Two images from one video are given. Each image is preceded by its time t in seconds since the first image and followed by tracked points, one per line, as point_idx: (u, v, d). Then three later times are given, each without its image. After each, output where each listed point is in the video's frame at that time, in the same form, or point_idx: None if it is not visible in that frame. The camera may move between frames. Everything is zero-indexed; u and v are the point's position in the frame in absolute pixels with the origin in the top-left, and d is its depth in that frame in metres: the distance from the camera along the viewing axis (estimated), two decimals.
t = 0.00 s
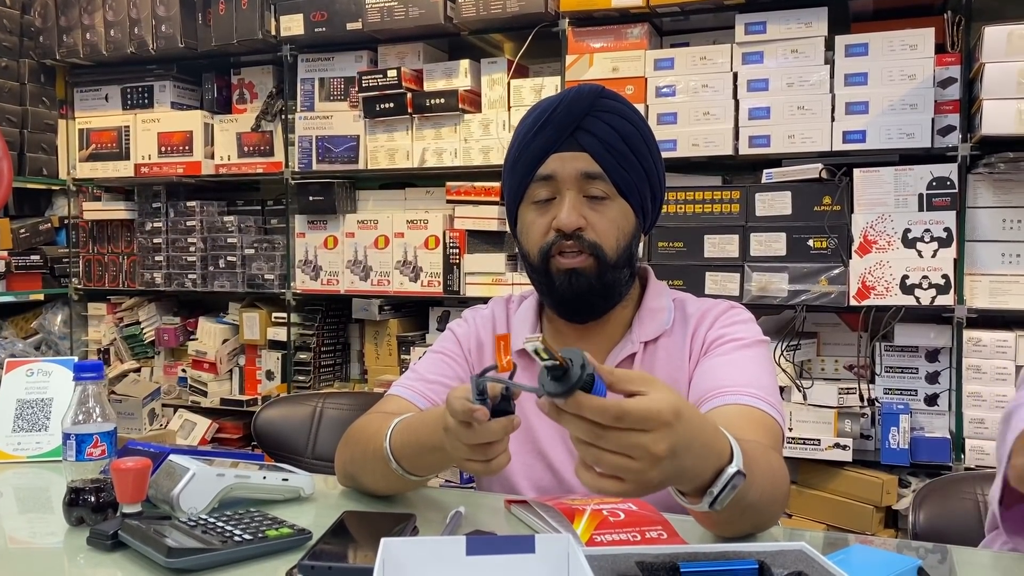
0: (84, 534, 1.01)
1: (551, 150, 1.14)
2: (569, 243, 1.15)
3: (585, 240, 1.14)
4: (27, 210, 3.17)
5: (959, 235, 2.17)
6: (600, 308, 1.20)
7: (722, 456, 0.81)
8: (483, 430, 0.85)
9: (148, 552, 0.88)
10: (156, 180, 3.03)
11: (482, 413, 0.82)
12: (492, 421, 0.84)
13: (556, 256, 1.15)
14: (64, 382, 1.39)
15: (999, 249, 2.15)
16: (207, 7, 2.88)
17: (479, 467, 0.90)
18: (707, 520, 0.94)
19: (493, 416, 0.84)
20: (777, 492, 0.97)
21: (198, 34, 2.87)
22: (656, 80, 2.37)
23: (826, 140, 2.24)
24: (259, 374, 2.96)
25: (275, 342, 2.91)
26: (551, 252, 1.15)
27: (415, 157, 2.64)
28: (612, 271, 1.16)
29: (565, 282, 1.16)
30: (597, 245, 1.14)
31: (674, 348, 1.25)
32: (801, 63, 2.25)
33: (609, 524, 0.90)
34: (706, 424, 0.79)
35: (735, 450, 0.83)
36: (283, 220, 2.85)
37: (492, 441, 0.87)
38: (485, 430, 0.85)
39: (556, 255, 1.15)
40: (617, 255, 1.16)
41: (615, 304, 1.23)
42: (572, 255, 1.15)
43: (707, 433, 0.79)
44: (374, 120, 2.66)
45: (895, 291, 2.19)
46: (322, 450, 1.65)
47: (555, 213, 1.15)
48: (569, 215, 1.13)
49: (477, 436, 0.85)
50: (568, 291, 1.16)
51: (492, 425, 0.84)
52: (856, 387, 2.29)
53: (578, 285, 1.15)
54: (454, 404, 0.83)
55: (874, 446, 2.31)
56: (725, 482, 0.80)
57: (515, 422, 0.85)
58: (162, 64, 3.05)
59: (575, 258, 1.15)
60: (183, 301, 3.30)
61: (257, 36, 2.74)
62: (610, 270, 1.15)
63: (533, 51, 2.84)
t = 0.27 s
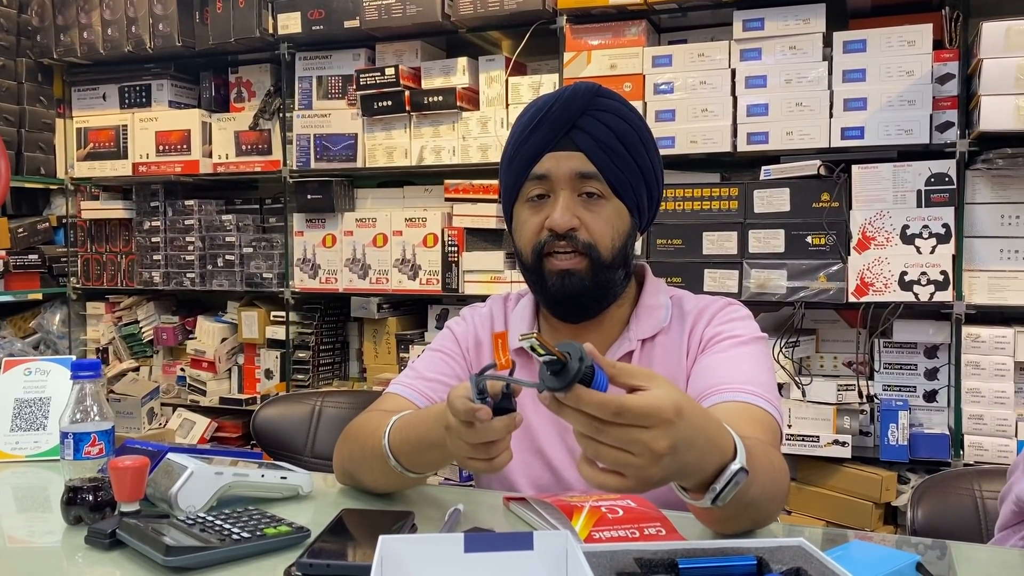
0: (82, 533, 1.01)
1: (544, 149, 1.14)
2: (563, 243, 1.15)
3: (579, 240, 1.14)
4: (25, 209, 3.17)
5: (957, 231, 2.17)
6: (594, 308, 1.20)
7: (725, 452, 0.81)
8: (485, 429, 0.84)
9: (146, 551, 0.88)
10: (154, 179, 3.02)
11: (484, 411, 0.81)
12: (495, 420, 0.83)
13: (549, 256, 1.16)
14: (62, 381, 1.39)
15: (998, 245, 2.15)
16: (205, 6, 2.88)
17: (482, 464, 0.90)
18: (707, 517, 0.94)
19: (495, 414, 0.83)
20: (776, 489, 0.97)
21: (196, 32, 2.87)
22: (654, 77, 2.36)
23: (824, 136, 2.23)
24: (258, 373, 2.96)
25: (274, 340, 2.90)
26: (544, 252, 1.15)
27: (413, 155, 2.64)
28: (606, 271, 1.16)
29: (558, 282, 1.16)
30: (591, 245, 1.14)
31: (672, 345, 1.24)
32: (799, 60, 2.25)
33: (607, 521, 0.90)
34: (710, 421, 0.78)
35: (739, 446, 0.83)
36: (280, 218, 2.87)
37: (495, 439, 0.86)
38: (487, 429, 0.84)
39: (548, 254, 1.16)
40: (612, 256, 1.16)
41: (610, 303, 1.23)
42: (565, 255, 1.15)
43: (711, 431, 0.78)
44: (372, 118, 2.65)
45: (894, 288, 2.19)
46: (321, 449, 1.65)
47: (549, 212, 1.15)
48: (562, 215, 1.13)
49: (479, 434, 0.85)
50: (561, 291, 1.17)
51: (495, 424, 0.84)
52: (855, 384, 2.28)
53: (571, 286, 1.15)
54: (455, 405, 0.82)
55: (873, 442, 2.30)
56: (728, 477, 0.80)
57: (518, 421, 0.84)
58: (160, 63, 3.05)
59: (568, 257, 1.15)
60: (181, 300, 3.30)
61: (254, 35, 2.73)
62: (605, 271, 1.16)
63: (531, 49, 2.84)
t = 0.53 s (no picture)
0: (79, 533, 1.01)
1: (550, 147, 1.13)
2: (563, 242, 1.15)
3: (580, 240, 1.14)
4: (23, 209, 3.17)
5: (955, 228, 2.17)
6: (590, 307, 1.21)
7: (723, 447, 0.81)
8: (487, 445, 0.84)
9: (144, 551, 0.88)
10: (152, 178, 3.02)
11: (484, 432, 0.82)
12: (495, 432, 0.83)
13: (548, 253, 1.16)
14: (59, 381, 1.39)
15: (995, 242, 2.15)
16: (202, 5, 2.87)
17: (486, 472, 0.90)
18: (703, 512, 0.94)
19: (495, 427, 0.82)
20: (773, 485, 0.97)
21: (193, 31, 2.86)
22: (652, 75, 2.36)
23: (822, 134, 2.23)
24: (256, 373, 2.96)
25: (272, 340, 2.90)
26: (544, 249, 1.15)
27: (411, 154, 2.64)
28: (604, 273, 1.16)
29: (556, 280, 1.16)
30: (591, 245, 1.14)
31: (669, 344, 1.24)
32: (796, 58, 2.25)
33: (606, 518, 0.90)
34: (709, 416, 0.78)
35: (735, 440, 0.83)
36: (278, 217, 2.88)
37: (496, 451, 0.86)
38: (488, 445, 0.84)
39: (548, 252, 1.16)
40: (611, 257, 1.16)
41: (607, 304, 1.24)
42: (564, 253, 1.15)
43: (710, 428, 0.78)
44: (369, 117, 2.65)
45: (892, 285, 2.19)
46: (319, 448, 1.65)
47: (551, 210, 1.15)
48: (564, 214, 1.13)
49: (481, 450, 0.85)
50: (558, 289, 1.17)
51: (497, 436, 0.83)
52: (853, 382, 2.28)
53: (568, 284, 1.15)
54: (455, 425, 0.82)
55: (871, 440, 2.31)
56: (724, 472, 0.81)
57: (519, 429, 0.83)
58: (157, 63, 3.04)
59: (567, 256, 1.15)
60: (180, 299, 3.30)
61: (252, 34, 2.73)
62: (602, 272, 1.16)
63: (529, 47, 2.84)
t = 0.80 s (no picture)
0: (78, 534, 1.01)
1: (585, 139, 1.13)
2: (588, 234, 1.14)
3: (605, 234, 1.14)
4: (21, 210, 3.17)
5: (953, 226, 2.17)
6: (601, 302, 1.20)
7: (694, 426, 0.80)
8: (456, 427, 0.84)
9: (142, 551, 0.88)
10: (150, 179, 3.02)
11: (448, 411, 0.81)
12: (461, 414, 0.83)
13: (571, 243, 1.14)
14: (57, 381, 1.39)
15: (993, 240, 2.15)
16: (199, 5, 2.87)
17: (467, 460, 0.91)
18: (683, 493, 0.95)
19: (462, 409, 0.83)
20: (761, 476, 0.96)
21: (191, 31, 2.86)
22: (649, 74, 2.37)
23: (820, 132, 2.23)
24: (255, 373, 2.96)
25: (271, 340, 2.90)
26: (569, 239, 1.14)
27: (409, 153, 2.64)
28: (622, 270, 1.16)
29: (575, 271, 1.15)
30: (616, 241, 1.14)
31: (668, 342, 1.24)
32: (794, 56, 2.25)
33: (604, 517, 0.90)
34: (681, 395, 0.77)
35: (709, 421, 0.82)
36: (276, 217, 2.88)
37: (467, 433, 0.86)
38: (456, 427, 0.84)
39: (572, 243, 1.14)
40: (629, 255, 1.16)
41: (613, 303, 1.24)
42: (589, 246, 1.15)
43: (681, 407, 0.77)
44: (367, 117, 2.65)
45: (890, 284, 2.19)
46: (318, 448, 1.65)
47: (580, 201, 1.14)
48: (595, 206, 1.12)
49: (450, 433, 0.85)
50: (576, 281, 1.15)
51: (464, 419, 0.84)
52: (851, 379, 2.28)
53: (588, 276, 1.14)
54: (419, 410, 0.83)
55: (870, 438, 2.31)
56: (693, 451, 0.80)
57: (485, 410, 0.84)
58: (155, 62, 3.04)
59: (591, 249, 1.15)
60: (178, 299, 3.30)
61: (249, 34, 2.73)
62: (621, 269, 1.16)
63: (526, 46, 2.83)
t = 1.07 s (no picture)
0: (77, 535, 1.01)
1: (597, 134, 1.13)
2: (597, 228, 1.14)
3: (614, 229, 1.13)
4: (19, 210, 3.16)
5: (951, 225, 2.17)
6: (610, 297, 1.19)
7: (681, 402, 0.79)
8: (432, 397, 0.85)
9: (142, 551, 0.88)
10: (148, 179, 3.02)
11: (419, 375, 0.82)
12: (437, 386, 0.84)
13: (581, 237, 1.14)
14: (56, 382, 1.39)
15: (991, 239, 2.15)
16: (197, 5, 2.86)
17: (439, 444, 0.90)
18: (684, 488, 0.94)
19: (441, 381, 0.85)
20: (759, 469, 0.95)
21: (189, 31, 2.85)
22: (648, 73, 2.37)
23: (818, 131, 2.23)
24: (254, 373, 2.96)
25: (269, 340, 2.90)
26: (578, 232, 1.14)
27: (408, 153, 2.64)
28: (630, 265, 1.15)
29: (584, 265, 1.14)
30: (624, 237, 1.14)
31: (673, 341, 1.24)
32: (792, 55, 2.25)
33: (603, 516, 0.90)
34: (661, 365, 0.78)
35: (696, 396, 0.81)
36: (275, 217, 2.88)
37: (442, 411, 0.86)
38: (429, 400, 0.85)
39: (581, 236, 1.14)
40: (638, 250, 1.16)
41: (620, 298, 1.23)
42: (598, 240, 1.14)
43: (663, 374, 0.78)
44: (366, 116, 2.65)
45: (889, 282, 2.19)
46: (318, 448, 1.65)
47: (590, 195, 1.14)
48: (605, 201, 1.12)
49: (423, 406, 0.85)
50: (584, 275, 1.15)
51: (441, 391, 0.84)
52: (850, 378, 2.29)
53: (597, 270, 1.14)
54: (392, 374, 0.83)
55: (869, 436, 2.31)
56: (683, 424, 0.80)
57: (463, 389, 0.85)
58: (153, 63, 3.04)
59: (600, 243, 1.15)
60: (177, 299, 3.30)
61: (247, 34, 2.72)
62: (629, 264, 1.15)
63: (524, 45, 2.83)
